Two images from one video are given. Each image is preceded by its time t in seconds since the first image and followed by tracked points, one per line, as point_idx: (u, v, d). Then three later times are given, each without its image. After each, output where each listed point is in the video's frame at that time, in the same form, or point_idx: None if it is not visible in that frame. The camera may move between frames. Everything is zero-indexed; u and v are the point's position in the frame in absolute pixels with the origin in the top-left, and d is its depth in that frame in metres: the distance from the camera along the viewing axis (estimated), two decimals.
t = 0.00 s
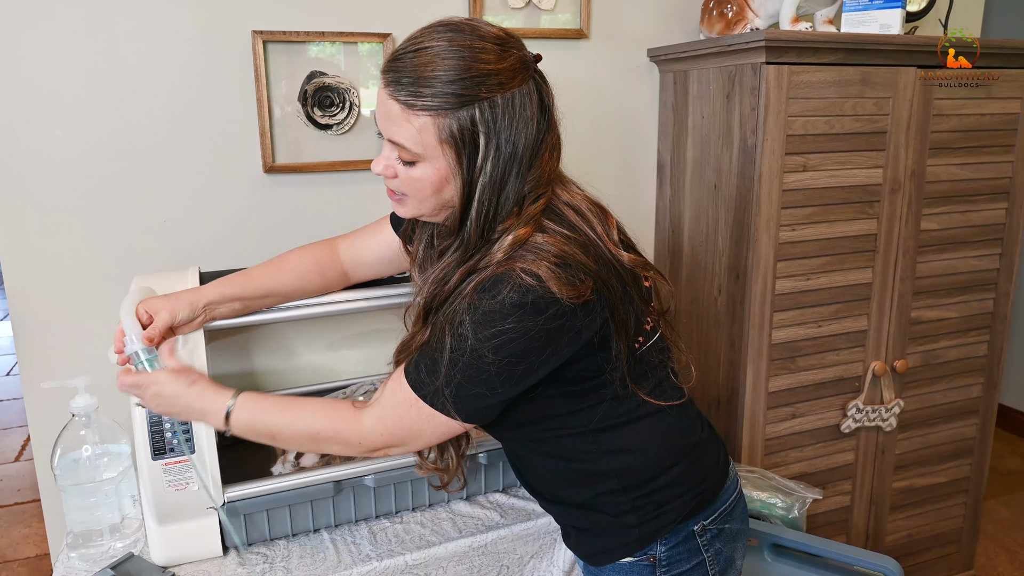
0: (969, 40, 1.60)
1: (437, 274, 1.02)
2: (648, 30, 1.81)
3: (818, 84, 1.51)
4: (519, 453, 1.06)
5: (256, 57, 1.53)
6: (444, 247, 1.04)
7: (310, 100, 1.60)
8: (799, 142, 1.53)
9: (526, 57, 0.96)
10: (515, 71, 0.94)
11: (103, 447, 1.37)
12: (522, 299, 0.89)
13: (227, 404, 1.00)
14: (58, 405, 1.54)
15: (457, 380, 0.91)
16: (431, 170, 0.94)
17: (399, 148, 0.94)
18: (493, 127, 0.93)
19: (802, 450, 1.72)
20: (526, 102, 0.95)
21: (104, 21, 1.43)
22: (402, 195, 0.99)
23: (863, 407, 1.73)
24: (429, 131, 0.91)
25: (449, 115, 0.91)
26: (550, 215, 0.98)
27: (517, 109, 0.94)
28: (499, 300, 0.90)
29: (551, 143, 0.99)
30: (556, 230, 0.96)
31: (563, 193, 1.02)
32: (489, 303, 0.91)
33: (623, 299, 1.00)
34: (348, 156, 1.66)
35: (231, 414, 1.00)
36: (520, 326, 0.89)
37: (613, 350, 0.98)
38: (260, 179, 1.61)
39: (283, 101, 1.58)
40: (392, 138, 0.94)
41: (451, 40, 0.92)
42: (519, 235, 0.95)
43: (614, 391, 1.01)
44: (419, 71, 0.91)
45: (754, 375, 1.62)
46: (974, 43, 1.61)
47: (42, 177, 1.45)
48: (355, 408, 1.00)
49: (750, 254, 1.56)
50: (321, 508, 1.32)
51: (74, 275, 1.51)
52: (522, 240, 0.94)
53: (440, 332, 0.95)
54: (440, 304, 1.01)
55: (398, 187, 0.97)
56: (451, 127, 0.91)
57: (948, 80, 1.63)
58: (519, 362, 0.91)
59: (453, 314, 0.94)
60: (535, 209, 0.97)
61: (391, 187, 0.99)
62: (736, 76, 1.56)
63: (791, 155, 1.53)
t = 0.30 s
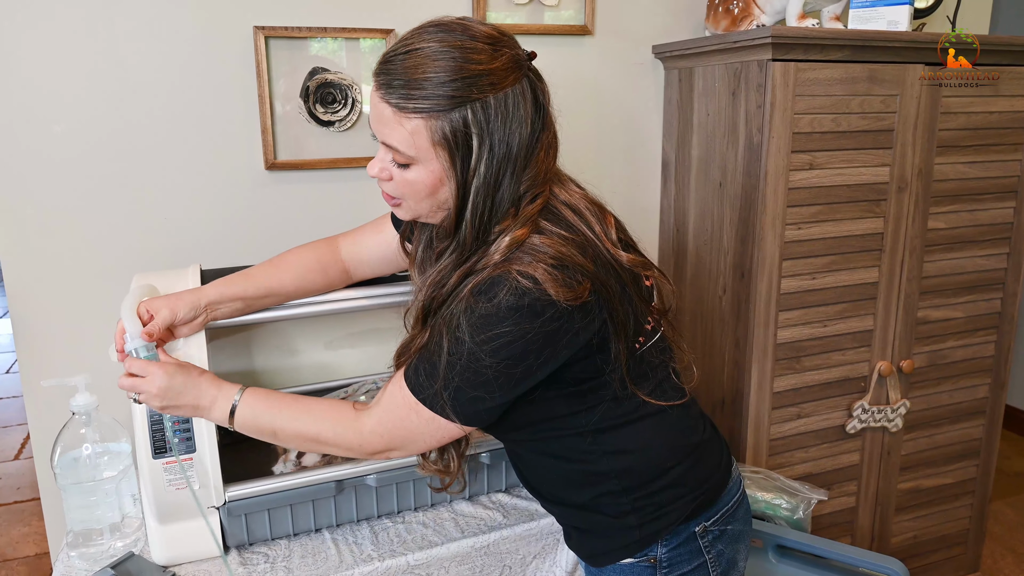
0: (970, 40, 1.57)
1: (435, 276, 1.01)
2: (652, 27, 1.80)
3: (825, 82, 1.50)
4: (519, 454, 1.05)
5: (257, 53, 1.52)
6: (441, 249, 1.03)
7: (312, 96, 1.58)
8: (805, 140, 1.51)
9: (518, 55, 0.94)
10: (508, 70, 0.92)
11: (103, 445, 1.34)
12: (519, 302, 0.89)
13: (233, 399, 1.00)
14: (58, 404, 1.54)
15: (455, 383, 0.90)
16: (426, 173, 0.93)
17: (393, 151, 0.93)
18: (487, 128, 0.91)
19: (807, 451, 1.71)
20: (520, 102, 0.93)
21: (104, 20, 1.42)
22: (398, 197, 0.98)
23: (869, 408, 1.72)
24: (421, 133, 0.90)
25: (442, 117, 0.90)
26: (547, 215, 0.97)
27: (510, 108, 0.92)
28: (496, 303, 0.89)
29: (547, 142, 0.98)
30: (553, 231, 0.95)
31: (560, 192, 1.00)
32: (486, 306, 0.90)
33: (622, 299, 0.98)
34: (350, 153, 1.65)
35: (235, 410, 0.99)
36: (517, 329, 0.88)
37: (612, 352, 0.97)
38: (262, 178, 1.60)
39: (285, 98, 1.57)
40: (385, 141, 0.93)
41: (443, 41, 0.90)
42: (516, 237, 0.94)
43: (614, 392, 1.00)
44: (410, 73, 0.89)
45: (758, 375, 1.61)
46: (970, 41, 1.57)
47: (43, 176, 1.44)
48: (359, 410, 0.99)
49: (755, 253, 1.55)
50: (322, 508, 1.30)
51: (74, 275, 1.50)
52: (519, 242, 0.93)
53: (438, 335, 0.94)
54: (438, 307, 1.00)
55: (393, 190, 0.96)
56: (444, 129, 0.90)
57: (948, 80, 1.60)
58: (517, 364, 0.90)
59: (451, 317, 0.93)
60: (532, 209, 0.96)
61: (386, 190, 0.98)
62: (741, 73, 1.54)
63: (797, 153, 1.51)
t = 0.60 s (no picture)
0: (970, 39, 1.56)
1: (432, 276, 0.99)
2: (654, 25, 1.78)
3: (828, 81, 1.49)
4: (518, 455, 1.03)
5: (256, 50, 1.50)
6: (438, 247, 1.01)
7: (311, 95, 1.57)
8: (808, 139, 1.50)
9: (515, 53, 0.93)
10: (505, 68, 0.91)
11: (100, 445, 1.32)
12: (517, 302, 0.87)
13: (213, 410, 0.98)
14: (55, 404, 1.52)
15: (453, 385, 0.89)
16: (422, 172, 0.92)
17: (389, 150, 0.92)
18: (484, 126, 0.90)
19: (810, 452, 1.70)
20: (517, 100, 0.92)
21: (103, 20, 1.40)
22: (394, 196, 0.97)
23: (872, 409, 1.71)
24: (417, 132, 0.89)
25: (439, 115, 0.88)
26: (546, 214, 0.96)
27: (508, 106, 0.91)
28: (494, 303, 0.88)
29: (545, 140, 0.97)
30: (552, 231, 0.94)
31: (559, 191, 0.99)
32: (484, 306, 0.89)
33: (622, 300, 0.97)
34: (350, 151, 1.64)
35: (219, 419, 0.98)
36: (515, 329, 0.87)
37: (612, 353, 0.96)
38: (261, 177, 1.58)
39: (285, 96, 1.56)
40: (381, 139, 0.91)
41: (439, 38, 0.89)
42: (514, 236, 0.93)
43: (612, 393, 0.99)
44: (406, 71, 0.88)
45: (761, 375, 1.60)
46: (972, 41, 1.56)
47: (42, 176, 1.43)
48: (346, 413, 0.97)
49: (757, 252, 1.54)
50: (321, 509, 1.29)
51: (73, 275, 1.49)
52: (517, 241, 0.92)
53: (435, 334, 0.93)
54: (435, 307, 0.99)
55: (390, 189, 0.95)
56: (440, 127, 0.89)
57: (948, 80, 1.59)
58: (515, 365, 0.89)
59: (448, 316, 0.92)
60: (531, 208, 0.95)
61: (383, 190, 0.97)
62: (745, 72, 1.53)
63: (800, 153, 1.50)
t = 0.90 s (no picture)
0: (969, 40, 1.55)
1: (429, 279, 0.98)
2: (654, 24, 1.78)
3: (829, 80, 1.48)
4: (517, 457, 1.02)
5: (254, 49, 1.50)
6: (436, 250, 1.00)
7: (310, 94, 1.56)
8: (809, 138, 1.49)
9: (513, 54, 0.92)
10: (502, 69, 0.90)
11: (97, 447, 1.32)
12: (515, 306, 0.87)
13: (229, 394, 0.97)
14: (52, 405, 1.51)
15: (452, 389, 0.88)
16: (419, 174, 0.91)
17: (386, 152, 0.91)
18: (481, 127, 0.89)
19: (811, 453, 1.69)
20: (515, 102, 0.91)
21: (101, 19, 1.40)
22: (391, 198, 0.96)
23: (873, 409, 1.70)
24: (415, 134, 0.88)
25: (437, 117, 0.88)
26: (544, 216, 0.95)
27: (506, 108, 0.90)
28: (492, 307, 0.87)
29: (543, 141, 0.96)
30: (550, 233, 0.93)
31: (556, 192, 0.98)
32: (482, 310, 0.88)
33: (620, 302, 0.96)
34: (349, 151, 1.63)
35: (231, 406, 0.96)
36: (513, 333, 0.86)
37: (609, 356, 0.95)
38: (260, 178, 1.58)
39: (284, 96, 1.55)
40: (378, 142, 0.90)
41: (436, 40, 0.88)
42: (512, 238, 0.92)
43: (611, 395, 0.98)
44: (404, 73, 0.87)
45: (762, 376, 1.59)
46: (971, 41, 1.55)
47: (40, 176, 1.42)
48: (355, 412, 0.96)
49: (757, 252, 1.53)
50: (319, 511, 1.28)
51: (69, 276, 1.48)
52: (514, 244, 0.91)
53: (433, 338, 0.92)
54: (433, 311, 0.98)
55: (387, 191, 0.94)
56: (438, 129, 0.88)
57: (947, 81, 1.58)
58: (513, 368, 0.88)
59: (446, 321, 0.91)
60: (528, 210, 0.94)
61: (380, 192, 0.96)
62: (745, 71, 1.52)
63: (801, 152, 1.49)
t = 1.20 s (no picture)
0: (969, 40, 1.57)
1: (430, 282, 0.99)
2: (651, 29, 1.79)
3: (824, 85, 1.49)
4: (517, 459, 1.03)
5: (254, 55, 1.51)
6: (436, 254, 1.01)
7: (309, 99, 1.58)
8: (804, 142, 1.51)
9: (512, 62, 0.94)
10: (502, 77, 0.91)
11: (98, 450, 1.33)
12: (514, 309, 0.88)
13: (222, 412, 0.97)
14: (52, 408, 1.52)
15: (452, 391, 0.89)
16: (420, 179, 0.92)
17: (387, 158, 0.92)
18: (481, 133, 0.91)
19: (808, 455, 1.70)
20: (514, 108, 0.92)
21: (103, 24, 1.41)
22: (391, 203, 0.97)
23: (870, 412, 1.71)
24: (416, 140, 0.90)
25: (437, 123, 0.89)
26: (542, 221, 0.96)
27: (506, 114, 0.92)
28: (491, 310, 0.88)
29: (542, 147, 0.97)
30: (548, 237, 0.94)
31: (555, 197, 0.99)
32: (481, 313, 0.89)
33: (617, 305, 0.97)
34: (348, 155, 1.64)
35: (225, 423, 0.97)
36: (512, 336, 0.88)
37: (607, 358, 0.96)
38: (260, 179, 1.59)
39: (284, 100, 1.56)
40: (379, 147, 0.92)
41: (437, 48, 0.89)
42: (511, 242, 0.93)
43: (608, 397, 0.99)
44: (405, 79, 0.88)
45: (759, 378, 1.60)
46: (972, 41, 1.57)
47: (42, 178, 1.43)
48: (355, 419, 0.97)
49: (753, 256, 1.54)
50: (319, 513, 1.29)
51: (70, 278, 1.49)
52: (514, 248, 0.92)
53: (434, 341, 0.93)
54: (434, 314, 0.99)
55: (387, 197, 0.96)
56: (439, 134, 0.89)
57: (949, 80, 1.60)
58: (512, 371, 0.89)
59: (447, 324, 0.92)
60: (527, 215, 0.95)
61: (380, 198, 0.97)
62: (741, 77, 1.54)
63: (796, 156, 1.51)
